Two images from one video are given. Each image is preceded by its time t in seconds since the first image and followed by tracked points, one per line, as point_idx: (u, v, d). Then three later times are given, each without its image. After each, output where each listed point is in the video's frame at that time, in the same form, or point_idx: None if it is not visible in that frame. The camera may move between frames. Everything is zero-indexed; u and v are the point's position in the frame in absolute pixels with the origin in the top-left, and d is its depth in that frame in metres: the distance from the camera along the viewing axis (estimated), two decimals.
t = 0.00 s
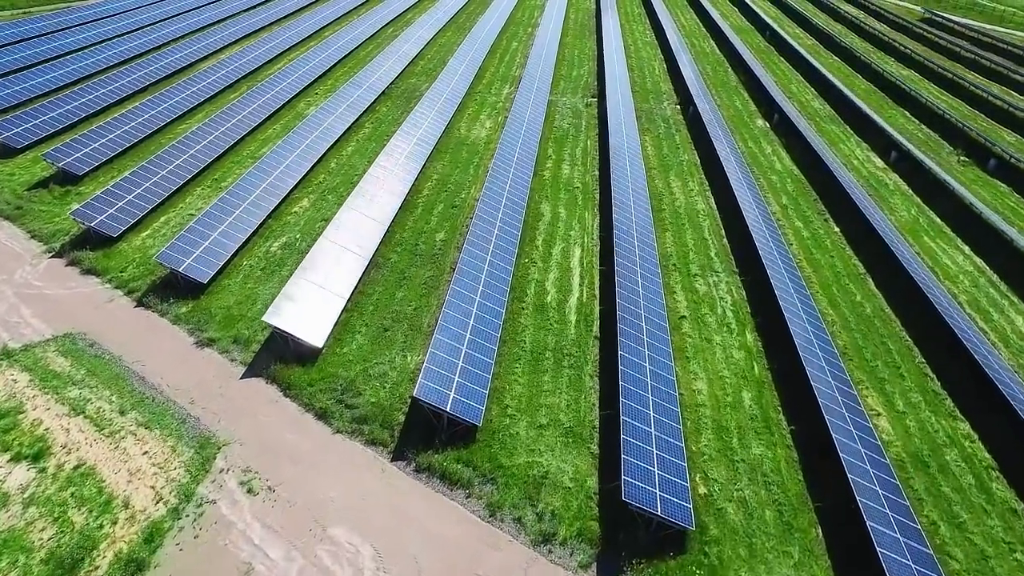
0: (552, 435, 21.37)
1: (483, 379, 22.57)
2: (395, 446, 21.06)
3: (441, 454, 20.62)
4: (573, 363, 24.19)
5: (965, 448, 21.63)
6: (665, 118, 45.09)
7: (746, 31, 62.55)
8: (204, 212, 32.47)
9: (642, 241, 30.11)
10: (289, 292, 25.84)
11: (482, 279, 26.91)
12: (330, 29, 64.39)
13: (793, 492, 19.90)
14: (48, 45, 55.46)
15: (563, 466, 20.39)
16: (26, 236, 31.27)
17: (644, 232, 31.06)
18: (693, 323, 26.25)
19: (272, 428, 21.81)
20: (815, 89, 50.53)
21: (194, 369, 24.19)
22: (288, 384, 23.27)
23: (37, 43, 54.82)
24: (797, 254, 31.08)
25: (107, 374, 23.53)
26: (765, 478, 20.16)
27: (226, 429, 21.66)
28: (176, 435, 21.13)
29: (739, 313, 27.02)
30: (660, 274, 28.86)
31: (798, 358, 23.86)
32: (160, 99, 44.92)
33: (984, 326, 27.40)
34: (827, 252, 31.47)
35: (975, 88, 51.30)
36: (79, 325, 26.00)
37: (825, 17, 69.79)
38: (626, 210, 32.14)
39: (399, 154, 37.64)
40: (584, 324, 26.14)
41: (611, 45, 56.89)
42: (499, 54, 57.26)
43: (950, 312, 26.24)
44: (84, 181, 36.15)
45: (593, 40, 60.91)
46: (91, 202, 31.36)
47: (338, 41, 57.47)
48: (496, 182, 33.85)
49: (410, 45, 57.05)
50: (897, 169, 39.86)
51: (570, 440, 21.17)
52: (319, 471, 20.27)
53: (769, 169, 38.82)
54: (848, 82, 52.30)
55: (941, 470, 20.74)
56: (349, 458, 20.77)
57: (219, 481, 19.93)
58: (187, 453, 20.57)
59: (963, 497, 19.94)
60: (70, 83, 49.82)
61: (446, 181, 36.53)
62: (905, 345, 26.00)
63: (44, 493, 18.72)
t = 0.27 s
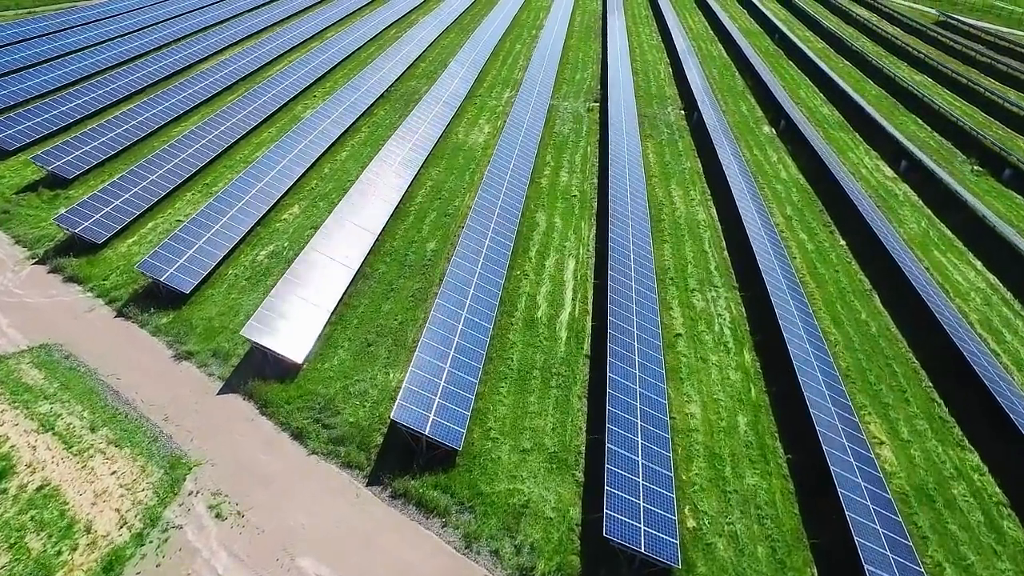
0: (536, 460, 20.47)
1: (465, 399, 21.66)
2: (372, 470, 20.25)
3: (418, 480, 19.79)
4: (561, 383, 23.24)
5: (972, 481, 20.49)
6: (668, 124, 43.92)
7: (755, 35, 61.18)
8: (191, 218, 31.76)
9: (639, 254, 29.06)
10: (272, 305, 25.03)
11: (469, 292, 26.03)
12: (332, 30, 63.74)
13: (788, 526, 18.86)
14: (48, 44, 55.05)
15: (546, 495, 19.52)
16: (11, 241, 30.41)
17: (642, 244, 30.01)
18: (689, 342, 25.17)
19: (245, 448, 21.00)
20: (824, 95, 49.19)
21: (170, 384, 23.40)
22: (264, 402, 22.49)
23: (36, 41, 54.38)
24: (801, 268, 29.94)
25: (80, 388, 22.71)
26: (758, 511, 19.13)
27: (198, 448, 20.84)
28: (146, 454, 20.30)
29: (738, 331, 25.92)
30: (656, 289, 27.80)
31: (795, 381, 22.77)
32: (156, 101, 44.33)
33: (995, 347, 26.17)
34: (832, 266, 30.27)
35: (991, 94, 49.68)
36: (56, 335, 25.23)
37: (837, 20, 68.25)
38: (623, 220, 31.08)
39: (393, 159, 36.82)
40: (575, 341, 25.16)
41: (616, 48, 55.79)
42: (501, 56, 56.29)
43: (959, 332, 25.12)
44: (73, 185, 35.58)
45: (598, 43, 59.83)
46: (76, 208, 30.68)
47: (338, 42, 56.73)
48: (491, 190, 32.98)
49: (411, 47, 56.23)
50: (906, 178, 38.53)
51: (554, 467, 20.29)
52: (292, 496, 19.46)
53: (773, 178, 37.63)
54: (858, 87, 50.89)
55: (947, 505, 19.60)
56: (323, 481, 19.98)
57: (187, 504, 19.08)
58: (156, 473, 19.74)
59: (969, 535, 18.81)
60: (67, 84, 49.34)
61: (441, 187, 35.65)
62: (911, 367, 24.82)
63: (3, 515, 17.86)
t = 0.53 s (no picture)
0: (513, 492, 19.49)
1: (441, 424, 20.60)
2: (340, 499, 19.33)
3: (388, 511, 18.90)
4: (545, 408, 22.19)
5: (980, 524, 19.18)
6: (672, 131, 42.63)
7: (766, 38, 59.62)
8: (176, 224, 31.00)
9: (634, 269, 27.86)
10: (247, 318, 24.01)
11: (453, 308, 24.97)
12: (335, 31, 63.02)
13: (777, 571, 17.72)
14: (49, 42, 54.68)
15: (521, 530, 18.59)
16: None
17: (638, 258, 28.82)
18: (682, 365, 23.96)
19: (213, 471, 20.04)
20: (835, 101, 47.61)
21: (142, 399, 22.45)
22: (236, 422, 21.59)
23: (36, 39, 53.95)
24: (804, 286, 28.59)
25: (46, 402, 21.78)
26: (746, 554, 17.98)
27: (164, 470, 19.88)
28: (109, 476, 19.36)
29: (734, 353, 24.67)
30: (650, 306, 26.59)
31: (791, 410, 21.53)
32: (151, 103, 43.75)
33: (1009, 375, 24.75)
34: (838, 284, 28.90)
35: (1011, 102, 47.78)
36: (28, 345, 24.40)
37: (852, 23, 66.45)
38: (619, 233, 29.86)
39: (386, 165, 35.89)
40: (562, 362, 24.08)
41: (623, 52, 54.52)
42: (505, 59, 55.18)
43: (970, 359, 23.75)
44: (62, 189, 34.99)
45: (605, 46, 58.61)
46: (59, 213, 29.98)
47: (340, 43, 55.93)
48: (484, 199, 31.94)
49: (413, 49, 55.31)
50: (918, 190, 36.98)
51: (531, 500, 19.31)
52: (255, 526, 18.53)
53: (779, 189, 36.25)
54: (872, 94, 49.23)
55: (951, 551, 18.32)
56: (289, 509, 19.07)
57: (146, 532, 18.15)
58: (116, 497, 18.81)
59: None
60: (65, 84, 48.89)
61: (434, 196, 34.68)
62: (918, 396, 23.49)
63: None
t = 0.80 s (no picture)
0: (487, 524, 18.57)
1: (416, 451, 19.63)
2: (306, 528, 18.51)
3: (354, 542, 18.10)
4: (527, 434, 21.18)
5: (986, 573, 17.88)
6: (678, 139, 41.35)
7: (781, 43, 58.02)
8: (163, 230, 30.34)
9: (629, 285, 26.69)
10: (224, 330, 23.17)
11: (437, 325, 23.99)
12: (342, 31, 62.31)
13: None
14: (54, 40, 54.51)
15: (492, 567, 17.68)
16: None
17: (634, 273, 27.64)
18: (674, 390, 22.78)
19: (178, 493, 19.21)
20: (849, 109, 45.98)
21: (113, 413, 21.67)
22: (205, 440, 20.78)
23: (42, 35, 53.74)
24: (808, 306, 27.25)
25: (12, 416, 21.03)
26: None
27: (127, 492, 19.07)
28: (69, 498, 18.60)
29: (730, 378, 23.43)
30: (644, 325, 25.42)
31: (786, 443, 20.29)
32: (149, 104, 43.33)
33: None
34: (844, 304, 27.53)
35: None
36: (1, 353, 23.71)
37: (871, 28, 64.53)
38: (615, 246, 28.66)
39: (380, 170, 34.91)
40: (548, 384, 23.04)
41: (631, 56, 53.28)
42: (511, 61, 54.14)
43: (984, 393, 22.30)
44: (54, 191, 34.60)
45: (614, 50, 57.38)
46: (45, 218, 29.45)
47: (344, 44, 55.21)
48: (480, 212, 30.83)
49: (418, 51, 54.47)
50: (933, 204, 35.42)
51: (506, 533, 18.40)
52: (215, 554, 17.70)
53: (786, 201, 34.87)
54: (888, 102, 47.55)
55: None
56: (252, 537, 18.22)
57: (101, 558, 17.37)
58: (73, 521, 18.06)
59: None
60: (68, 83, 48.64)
61: (427, 203, 33.73)
62: (924, 428, 22.13)
63: None
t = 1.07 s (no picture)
0: (461, 553, 17.79)
1: (391, 472, 18.90)
2: (274, 553, 17.83)
3: (321, 569, 17.42)
4: (508, 457, 20.38)
5: None
6: (683, 145, 40.29)
7: (793, 47, 56.65)
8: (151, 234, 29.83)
9: (623, 300, 25.77)
10: (202, 342, 22.56)
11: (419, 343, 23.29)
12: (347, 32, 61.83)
13: None
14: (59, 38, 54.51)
15: None
16: None
17: (629, 287, 26.71)
18: (665, 411, 21.84)
19: (145, 511, 18.53)
20: (861, 116, 44.66)
21: (85, 425, 21.06)
22: (177, 456, 20.09)
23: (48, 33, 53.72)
24: (810, 324, 26.15)
25: None
26: None
27: (93, 509, 18.43)
28: (32, 516, 18.01)
29: (724, 400, 22.45)
30: (637, 342, 24.48)
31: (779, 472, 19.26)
32: (148, 105, 43.06)
33: None
34: (848, 322, 26.39)
35: None
36: None
37: (887, 31, 62.92)
38: (610, 258, 27.72)
39: (375, 176, 34.28)
40: (533, 403, 22.21)
41: (638, 60, 52.21)
42: (516, 63, 53.29)
43: (994, 425, 21.12)
44: (47, 193, 34.31)
45: (621, 52, 56.33)
46: (32, 221, 29.08)
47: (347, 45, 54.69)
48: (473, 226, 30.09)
49: (422, 52, 53.82)
50: (946, 216, 34.06)
51: (480, 563, 17.62)
52: None
53: (792, 212, 33.72)
54: (903, 108, 46.13)
55: None
56: (217, 561, 17.53)
57: None
58: (35, 540, 17.46)
59: None
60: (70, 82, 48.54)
61: (421, 210, 33.03)
62: (928, 458, 21.01)
63: None
